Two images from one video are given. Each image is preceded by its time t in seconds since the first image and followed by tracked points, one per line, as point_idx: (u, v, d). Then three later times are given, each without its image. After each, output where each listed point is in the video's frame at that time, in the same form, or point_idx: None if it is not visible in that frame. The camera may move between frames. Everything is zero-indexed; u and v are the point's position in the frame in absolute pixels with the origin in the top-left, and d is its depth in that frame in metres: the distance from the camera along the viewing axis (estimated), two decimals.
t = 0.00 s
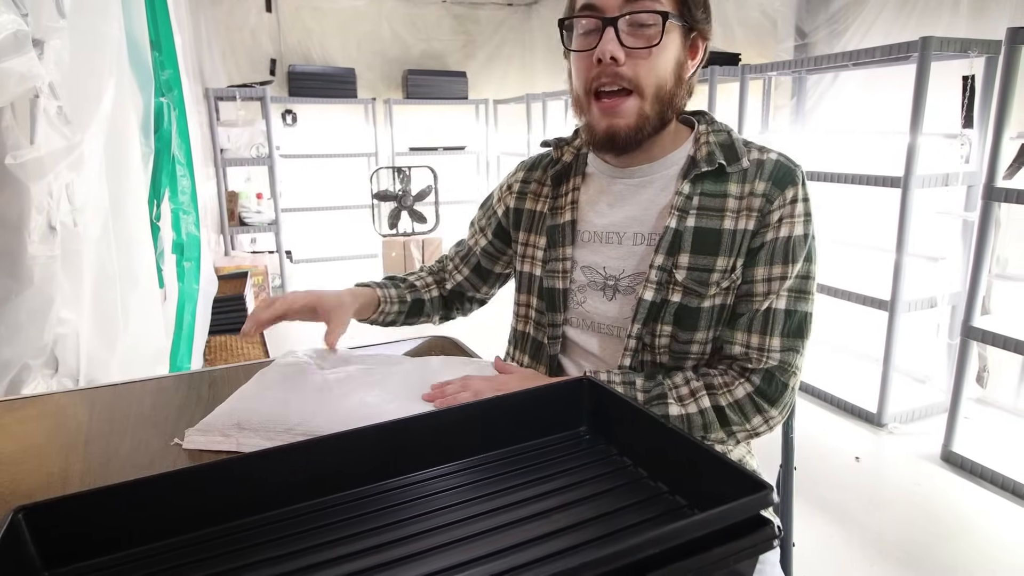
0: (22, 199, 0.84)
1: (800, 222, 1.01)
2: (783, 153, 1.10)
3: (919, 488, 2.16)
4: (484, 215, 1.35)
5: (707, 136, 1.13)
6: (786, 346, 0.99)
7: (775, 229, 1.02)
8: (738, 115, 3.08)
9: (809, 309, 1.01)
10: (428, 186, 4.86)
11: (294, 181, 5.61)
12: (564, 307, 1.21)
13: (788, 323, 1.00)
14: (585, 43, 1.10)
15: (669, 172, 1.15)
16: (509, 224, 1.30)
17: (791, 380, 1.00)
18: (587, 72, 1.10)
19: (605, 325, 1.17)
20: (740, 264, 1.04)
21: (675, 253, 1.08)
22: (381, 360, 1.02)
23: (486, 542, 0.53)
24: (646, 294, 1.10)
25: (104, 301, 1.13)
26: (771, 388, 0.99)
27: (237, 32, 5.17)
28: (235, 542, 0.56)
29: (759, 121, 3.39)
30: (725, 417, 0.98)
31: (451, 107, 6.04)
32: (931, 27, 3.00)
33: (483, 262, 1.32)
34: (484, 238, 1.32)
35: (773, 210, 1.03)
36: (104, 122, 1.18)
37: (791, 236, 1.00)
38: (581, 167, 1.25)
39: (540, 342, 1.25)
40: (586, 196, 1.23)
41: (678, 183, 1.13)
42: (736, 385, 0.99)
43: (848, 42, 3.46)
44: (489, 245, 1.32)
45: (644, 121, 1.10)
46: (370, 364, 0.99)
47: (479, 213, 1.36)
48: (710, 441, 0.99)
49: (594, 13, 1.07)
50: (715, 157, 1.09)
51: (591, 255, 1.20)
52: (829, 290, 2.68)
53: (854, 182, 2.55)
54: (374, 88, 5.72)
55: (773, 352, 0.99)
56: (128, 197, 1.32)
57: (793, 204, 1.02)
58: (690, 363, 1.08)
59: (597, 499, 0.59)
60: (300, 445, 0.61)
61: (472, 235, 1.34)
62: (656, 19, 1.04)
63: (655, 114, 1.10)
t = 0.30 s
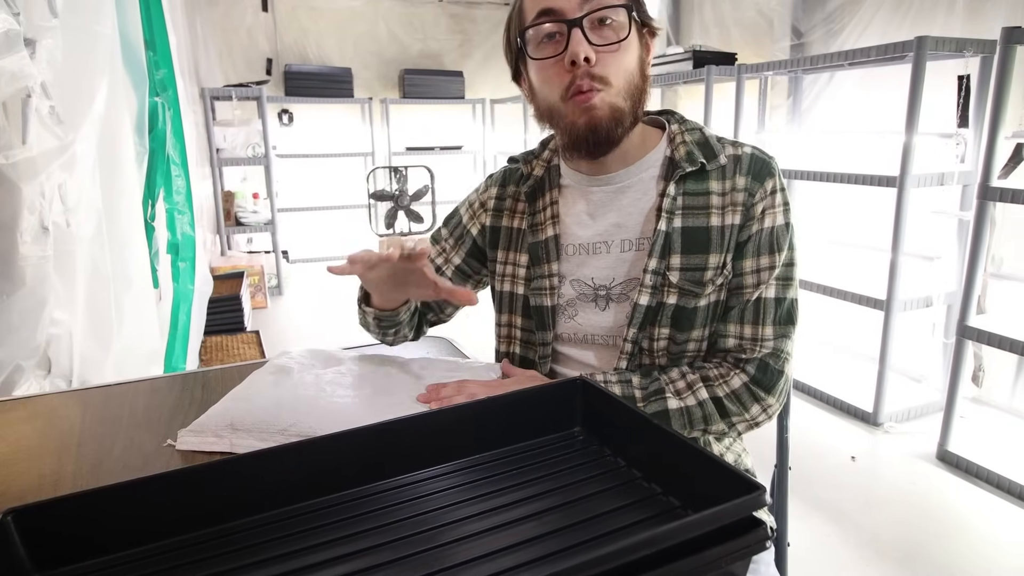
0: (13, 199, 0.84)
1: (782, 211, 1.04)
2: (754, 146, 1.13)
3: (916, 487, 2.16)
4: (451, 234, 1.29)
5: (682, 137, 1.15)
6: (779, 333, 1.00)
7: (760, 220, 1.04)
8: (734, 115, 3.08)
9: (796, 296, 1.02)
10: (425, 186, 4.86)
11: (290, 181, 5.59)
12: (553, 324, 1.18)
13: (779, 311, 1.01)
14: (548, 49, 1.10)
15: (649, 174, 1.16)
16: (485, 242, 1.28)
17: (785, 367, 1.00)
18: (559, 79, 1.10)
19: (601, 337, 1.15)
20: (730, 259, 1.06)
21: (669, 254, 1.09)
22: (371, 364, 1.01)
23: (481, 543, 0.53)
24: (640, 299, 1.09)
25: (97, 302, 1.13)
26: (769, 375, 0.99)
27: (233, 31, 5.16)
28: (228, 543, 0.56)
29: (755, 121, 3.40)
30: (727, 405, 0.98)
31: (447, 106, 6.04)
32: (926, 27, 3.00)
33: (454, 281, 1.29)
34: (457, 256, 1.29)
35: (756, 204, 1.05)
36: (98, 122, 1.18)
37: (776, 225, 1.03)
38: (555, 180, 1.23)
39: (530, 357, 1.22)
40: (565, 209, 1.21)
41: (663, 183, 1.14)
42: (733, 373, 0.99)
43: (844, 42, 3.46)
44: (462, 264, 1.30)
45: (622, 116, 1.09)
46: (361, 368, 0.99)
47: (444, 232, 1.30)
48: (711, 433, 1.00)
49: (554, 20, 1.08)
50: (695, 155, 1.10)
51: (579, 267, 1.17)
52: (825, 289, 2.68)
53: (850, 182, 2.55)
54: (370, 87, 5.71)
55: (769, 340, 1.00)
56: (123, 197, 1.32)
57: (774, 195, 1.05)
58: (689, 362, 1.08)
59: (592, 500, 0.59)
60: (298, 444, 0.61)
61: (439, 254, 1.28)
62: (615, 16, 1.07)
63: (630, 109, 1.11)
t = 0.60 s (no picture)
0: (5, 197, 0.84)
1: (765, 206, 1.05)
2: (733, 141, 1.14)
3: (911, 486, 2.17)
4: (434, 245, 1.29)
5: (661, 136, 1.15)
6: (770, 328, 1.01)
7: (744, 217, 1.04)
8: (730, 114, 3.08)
9: (784, 290, 1.03)
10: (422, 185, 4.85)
11: (287, 180, 5.58)
12: (542, 331, 1.18)
13: (768, 306, 1.01)
14: (519, 67, 1.08)
15: (629, 175, 1.15)
16: (467, 251, 1.27)
17: (778, 361, 1.01)
18: (534, 97, 1.08)
19: (592, 341, 1.15)
20: (716, 257, 1.06)
21: (655, 257, 1.08)
22: (365, 366, 1.01)
23: (472, 542, 0.53)
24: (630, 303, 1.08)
25: (92, 301, 1.12)
26: (763, 371, 0.99)
27: (230, 30, 5.15)
28: (222, 542, 0.56)
29: (752, 121, 3.40)
30: (721, 404, 0.98)
31: (445, 106, 6.03)
32: (922, 27, 3.01)
33: (440, 289, 1.28)
34: (441, 265, 1.28)
35: (740, 200, 1.05)
36: (92, 120, 1.18)
37: (760, 221, 1.03)
38: (535, 186, 1.21)
39: (519, 362, 1.24)
40: (547, 215, 1.21)
41: (644, 185, 1.15)
42: (726, 369, 1.00)
43: (841, 42, 3.47)
44: (446, 272, 1.29)
45: (602, 129, 1.09)
46: (354, 368, 0.99)
47: (426, 243, 1.30)
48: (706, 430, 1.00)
49: (525, 37, 1.05)
50: (675, 156, 1.10)
51: (564, 274, 1.17)
52: (821, 289, 2.69)
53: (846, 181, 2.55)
54: (367, 86, 5.70)
55: (760, 336, 1.01)
56: (117, 196, 1.31)
57: (757, 190, 1.05)
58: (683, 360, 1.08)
59: (585, 499, 0.58)
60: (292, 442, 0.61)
61: (422, 263, 1.27)
62: (587, 27, 1.05)
63: (609, 120, 1.10)
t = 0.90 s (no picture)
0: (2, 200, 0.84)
1: (758, 208, 1.05)
2: (725, 143, 1.14)
3: (910, 488, 2.17)
4: (429, 250, 1.29)
5: (653, 139, 1.15)
6: (767, 331, 1.01)
7: (738, 219, 1.05)
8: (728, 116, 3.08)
9: (779, 292, 1.02)
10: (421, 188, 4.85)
11: (285, 182, 5.58)
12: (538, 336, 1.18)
13: (765, 308, 1.01)
14: (510, 82, 1.08)
15: (622, 179, 1.15)
16: (463, 256, 1.27)
17: (775, 364, 1.01)
18: (527, 113, 1.08)
19: (588, 348, 1.14)
20: (711, 261, 1.06)
21: (649, 261, 1.08)
22: (362, 369, 1.01)
23: (468, 546, 0.53)
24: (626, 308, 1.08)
25: (90, 304, 1.12)
26: (760, 374, 0.99)
27: (229, 32, 5.15)
28: (221, 545, 0.55)
29: (750, 123, 3.40)
30: (718, 408, 0.98)
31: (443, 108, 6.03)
32: (920, 30, 3.02)
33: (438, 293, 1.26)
34: (438, 270, 1.28)
35: (733, 203, 1.06)
36: (90, 122, 1.18)
37: (754, 224, 1.04)
38: (529, 191, 1.22)
39: (517, 366, 1.23)
40: (541, 220, 1.21)
41: (637, 189, 1.15)
42: (724, 372, 0.99)
43: (838, 44, 3.47)
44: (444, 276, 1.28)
45: (595, 139, 1.09)
46: (352, 371, 0.99)
47: (421, 248, 1.29)
48: (705, 432, 0.99)
49: (515, 53, 1.05)
50: (667, 159, 1.10)
51: (560, 279, 1.17)
52: (820, 291, 2.69)
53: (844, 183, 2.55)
54: (365, 88, 5.70)
55: (756, 339, 1.01)
56: (114, 197, 1.31)
57: (750, 192, 1.05)
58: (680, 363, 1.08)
59: (583, 502, 0.58)
60: (292, 445, 0.60)
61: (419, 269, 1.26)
62: (577, 41, 1.04)
63: (601, 129, 1.10)
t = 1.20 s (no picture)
0: (4, 195, 0.84)
1: (762, 207, 1.05)
2: (729, 142, 1.14)
3: (910, 486, 2.17)
4: (432, 246, 1.29)
5: (658, 137, 1.15)
6: (769, 329, 1.01)
7: (742, 218, 1.05)
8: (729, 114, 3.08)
9: (782, 291, 1.03)
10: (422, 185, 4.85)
11: (286, 179, 5.58)
12: (541, 333, 1.18)
13: (767, 307, 1.01)
14: (515, 68, 1.08)
15: (627, 176, 1.15)
16: (465, 252, 1.27)
17: (777, 362, 1.01)
18: (529, 99, 1.08)
19: (591, 344, 1.14)
20: (715, 258, 1.06)
21: (654, 258, 1.08)
22: (364, 366, 1.01)
23: (472, 541, 0.53)
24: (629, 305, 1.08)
25: (91, 300, 1.12)
26: (762, 372, 0.99)
27: (229, 29, 5.15)
28: (226, 539, 0.56)
29: (752, 121, 3.40)
30: (721, 405, 0.98)
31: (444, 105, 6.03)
32: (922, 28, 3.01)
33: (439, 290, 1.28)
34: (440, 266, 1.28)
35: (737, 202, 1.06)
36: (91, 118, 1.18)
37: (759, 222, 1.04)
38: (532, 188, 1.22)
39: (518, 364, 1.23)
40: (545, 216, 1.21)
41: (642, 187, 1.14)
42: (726, 370, 1.00)
43: (840, 42, 3.47)
44: (445, 273, 1.29)
45: (596, 132, 1.08)
46: (353, 368, 0.99)
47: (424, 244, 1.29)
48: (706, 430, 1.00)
49: (522, 37, 1.05)
50: (672, 157, 1.10)
51: (563, 276, 1.17)
52: (820, 288, 2.69)
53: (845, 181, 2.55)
54: (366, 85, 5.70)
55: (759, 337, 1.01)
56: (116, 194, 1.31)
57: (754, 190, 1.05)
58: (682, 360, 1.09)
59: (585, 498, 0.58)
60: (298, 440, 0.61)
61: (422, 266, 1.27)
62: (585, 30, 1.04)
63: (603, 123, 1.10)
